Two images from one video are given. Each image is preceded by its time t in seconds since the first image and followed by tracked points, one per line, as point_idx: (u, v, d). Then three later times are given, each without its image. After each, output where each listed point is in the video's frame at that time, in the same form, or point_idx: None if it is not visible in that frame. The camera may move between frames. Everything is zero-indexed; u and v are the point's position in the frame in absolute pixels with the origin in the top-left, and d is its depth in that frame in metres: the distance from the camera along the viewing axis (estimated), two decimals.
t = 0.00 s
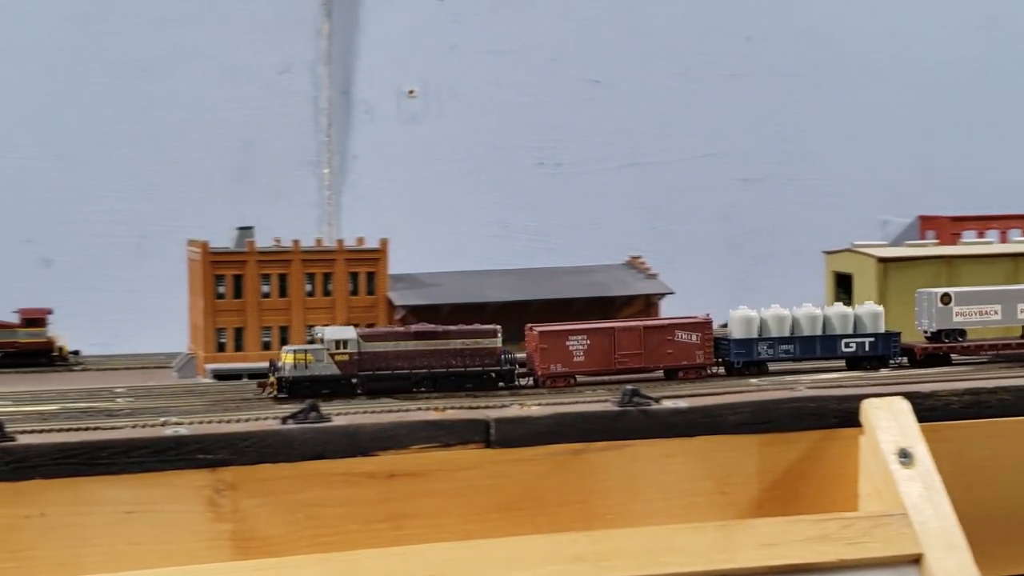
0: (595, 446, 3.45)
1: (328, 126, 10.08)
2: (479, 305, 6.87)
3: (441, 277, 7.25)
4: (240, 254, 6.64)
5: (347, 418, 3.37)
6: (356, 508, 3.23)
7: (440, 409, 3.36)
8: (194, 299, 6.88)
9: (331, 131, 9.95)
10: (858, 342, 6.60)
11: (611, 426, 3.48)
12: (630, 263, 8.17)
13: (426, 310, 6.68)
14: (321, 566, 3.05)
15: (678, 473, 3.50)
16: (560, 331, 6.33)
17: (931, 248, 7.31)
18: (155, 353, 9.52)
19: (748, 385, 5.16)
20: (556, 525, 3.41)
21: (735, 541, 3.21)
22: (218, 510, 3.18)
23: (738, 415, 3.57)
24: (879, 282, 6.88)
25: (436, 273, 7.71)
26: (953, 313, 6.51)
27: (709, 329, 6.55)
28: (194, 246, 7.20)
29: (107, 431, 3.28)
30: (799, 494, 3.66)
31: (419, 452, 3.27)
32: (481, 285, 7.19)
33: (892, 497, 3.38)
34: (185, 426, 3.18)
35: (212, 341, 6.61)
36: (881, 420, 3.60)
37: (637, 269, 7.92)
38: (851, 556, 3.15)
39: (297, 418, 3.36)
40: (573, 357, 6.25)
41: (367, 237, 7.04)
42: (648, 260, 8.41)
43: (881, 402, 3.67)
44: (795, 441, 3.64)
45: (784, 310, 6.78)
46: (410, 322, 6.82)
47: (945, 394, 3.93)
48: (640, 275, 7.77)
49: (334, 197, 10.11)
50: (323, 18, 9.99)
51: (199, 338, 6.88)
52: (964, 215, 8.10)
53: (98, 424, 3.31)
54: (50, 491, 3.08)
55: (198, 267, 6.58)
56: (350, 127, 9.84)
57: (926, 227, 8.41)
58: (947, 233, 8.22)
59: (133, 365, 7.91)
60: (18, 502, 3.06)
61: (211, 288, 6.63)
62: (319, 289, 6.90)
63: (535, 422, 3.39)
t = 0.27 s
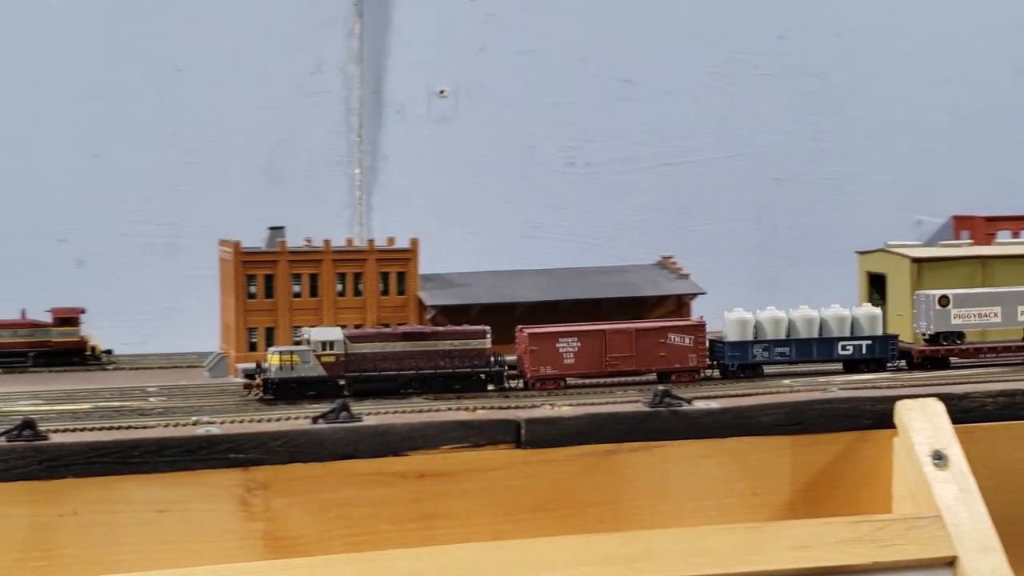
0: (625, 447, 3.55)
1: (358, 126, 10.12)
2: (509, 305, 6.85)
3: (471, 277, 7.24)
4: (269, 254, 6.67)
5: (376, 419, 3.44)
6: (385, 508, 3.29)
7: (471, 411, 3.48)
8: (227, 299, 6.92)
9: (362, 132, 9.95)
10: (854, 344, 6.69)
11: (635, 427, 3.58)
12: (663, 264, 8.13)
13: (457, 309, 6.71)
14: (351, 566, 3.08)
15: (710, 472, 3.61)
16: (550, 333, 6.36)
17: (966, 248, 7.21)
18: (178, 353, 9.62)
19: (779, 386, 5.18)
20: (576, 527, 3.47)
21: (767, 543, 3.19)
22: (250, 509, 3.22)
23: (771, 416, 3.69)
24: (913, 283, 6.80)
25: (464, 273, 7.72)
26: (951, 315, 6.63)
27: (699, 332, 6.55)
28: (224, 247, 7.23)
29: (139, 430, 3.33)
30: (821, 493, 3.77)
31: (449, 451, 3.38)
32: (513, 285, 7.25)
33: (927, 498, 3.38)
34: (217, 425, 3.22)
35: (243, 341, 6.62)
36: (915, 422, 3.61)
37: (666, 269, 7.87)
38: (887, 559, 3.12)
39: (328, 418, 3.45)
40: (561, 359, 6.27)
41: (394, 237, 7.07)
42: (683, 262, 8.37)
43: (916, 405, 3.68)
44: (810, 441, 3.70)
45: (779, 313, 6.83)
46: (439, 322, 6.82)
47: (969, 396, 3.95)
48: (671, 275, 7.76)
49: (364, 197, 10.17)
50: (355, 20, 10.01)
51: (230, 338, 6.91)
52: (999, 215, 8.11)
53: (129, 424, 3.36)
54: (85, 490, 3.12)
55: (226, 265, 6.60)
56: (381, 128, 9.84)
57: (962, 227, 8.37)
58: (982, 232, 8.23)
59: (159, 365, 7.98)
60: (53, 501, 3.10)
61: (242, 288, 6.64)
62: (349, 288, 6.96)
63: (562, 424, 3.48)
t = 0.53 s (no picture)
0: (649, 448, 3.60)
1: (380, 126, 10.06)
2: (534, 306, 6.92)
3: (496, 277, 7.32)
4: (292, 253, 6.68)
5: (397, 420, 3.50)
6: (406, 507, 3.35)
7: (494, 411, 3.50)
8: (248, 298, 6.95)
9: (384, 131, 9.96)
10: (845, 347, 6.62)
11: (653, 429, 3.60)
12: (684, 264, 8.13)
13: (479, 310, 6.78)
14: (374, 565, 3.11)
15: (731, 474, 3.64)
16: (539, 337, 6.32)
17: (991, 248, 7.43)
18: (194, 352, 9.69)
19: (803, 387, 5.22)
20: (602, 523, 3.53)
21: (791, 544, 3.19)
22: (273, 509, 3.27)
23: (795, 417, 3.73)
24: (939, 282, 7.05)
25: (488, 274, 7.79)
26: (944, 317, 6.59)
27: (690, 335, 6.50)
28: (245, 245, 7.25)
29: (162, 430, 3.37)
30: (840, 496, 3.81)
31: (469, 451, 3.43)
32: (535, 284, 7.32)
33: (952, 500, 3.37)
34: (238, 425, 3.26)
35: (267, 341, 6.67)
36: (941, 424, 3.61)
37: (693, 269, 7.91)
38: (913, 560, 3.11)
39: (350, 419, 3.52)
40: (553, 361, 6.24)
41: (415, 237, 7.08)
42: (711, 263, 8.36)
43: (941, 406, 3.68)
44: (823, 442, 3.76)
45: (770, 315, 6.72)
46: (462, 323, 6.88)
47: (987, 398, 3.94)
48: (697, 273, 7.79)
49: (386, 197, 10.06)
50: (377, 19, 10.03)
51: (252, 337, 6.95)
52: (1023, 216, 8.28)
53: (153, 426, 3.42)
54: (106, 489, 3.16)
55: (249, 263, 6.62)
56: (404, 127, 9.87)
57: (986, 226, 8.51)
58: (1006, 233, 8.40)
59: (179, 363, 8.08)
60: (76, 500, 3.13)
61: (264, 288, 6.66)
62: (371, 288, 6.99)
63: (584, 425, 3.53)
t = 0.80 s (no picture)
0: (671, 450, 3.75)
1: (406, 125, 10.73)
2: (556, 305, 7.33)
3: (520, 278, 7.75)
4: (319, 255, 7.21)
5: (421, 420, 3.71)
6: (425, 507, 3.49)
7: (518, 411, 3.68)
8: (276, 298, 7.51)
9: (411, 128, 10.52)
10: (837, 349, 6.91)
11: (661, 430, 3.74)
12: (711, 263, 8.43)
13: (506, 309, 7.26)
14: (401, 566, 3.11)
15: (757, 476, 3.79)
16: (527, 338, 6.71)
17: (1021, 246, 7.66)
18: (215, 352, 10.01)
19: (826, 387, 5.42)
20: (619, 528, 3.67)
21: (818, 545, 3.17)
22: (298, 509, 3.42)
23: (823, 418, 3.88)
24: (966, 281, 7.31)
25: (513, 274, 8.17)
26: (937, 320, 6.95)
27: (675, 338, 6.83)
28: (272, 248, 7.75)
29: (190, 430, 3.54)
30: (868, 498, 3.96)
31: (488, 452, 3.61)
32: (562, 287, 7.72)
33: (981, 501, 3.35)
34: (265, 425, 3.44)
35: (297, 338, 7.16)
36: (970, 425, 3.61)
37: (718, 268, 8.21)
38: (942, 562, 3.09)
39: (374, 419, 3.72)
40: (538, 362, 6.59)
41: (438, 239, 7.54)
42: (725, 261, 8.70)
43: (970, 407, 3.68)
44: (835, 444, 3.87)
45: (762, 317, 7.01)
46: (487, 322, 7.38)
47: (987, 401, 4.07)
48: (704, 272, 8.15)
49: (411, 196, 10.72)
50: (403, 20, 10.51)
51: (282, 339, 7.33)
52: None
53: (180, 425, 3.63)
54: (134, 486, 3.31)
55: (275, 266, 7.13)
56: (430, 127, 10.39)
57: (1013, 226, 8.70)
58: None
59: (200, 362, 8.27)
60: (104, 499, 3.28)
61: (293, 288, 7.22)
62: (397, 288, 7.51)
63: (608, 427, 3.68)
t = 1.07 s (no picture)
0: (696, 451, 4.05)
1: (428, 125, 10.95)
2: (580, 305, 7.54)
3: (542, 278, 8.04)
4: (340, 255, 7.36)
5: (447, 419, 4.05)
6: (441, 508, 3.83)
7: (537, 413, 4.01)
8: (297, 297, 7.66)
9: (433, 128, 10.81)
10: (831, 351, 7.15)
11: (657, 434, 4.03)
12: (736, 263, 8.80)
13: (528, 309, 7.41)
14: (421, 565, 3.14)
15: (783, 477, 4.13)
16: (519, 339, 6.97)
17: None
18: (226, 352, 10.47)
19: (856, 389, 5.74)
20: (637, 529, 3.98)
21: (841, 547, 3.17)
22: (320, 509, 3.76)
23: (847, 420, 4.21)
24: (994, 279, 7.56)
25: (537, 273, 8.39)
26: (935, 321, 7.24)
27: (671, 340, 7.10)
28: (292, 246, 8.08)
29: (218, 431, 3.91)
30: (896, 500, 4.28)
31: (499, 451, 3.92)
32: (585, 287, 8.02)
33: (1007, 504, 3.34)
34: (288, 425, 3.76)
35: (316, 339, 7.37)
36: (995, 425, 3.59)
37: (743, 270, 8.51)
38: (967, 564, 3.06)
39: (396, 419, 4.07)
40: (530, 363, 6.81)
41: (462, 239, 7.69)
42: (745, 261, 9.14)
43: (996, 407, 3.65)
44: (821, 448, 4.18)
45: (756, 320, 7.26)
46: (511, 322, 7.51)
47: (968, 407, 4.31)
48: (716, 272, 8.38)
49: (434, 197, 10.87)
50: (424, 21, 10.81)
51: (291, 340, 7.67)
52: None
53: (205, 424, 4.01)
54: (155, 487, 3.66)
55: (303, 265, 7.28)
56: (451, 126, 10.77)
57: None
58: None
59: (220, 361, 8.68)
60: (125, 498, 3.64)
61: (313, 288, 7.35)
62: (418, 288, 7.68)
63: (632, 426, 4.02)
